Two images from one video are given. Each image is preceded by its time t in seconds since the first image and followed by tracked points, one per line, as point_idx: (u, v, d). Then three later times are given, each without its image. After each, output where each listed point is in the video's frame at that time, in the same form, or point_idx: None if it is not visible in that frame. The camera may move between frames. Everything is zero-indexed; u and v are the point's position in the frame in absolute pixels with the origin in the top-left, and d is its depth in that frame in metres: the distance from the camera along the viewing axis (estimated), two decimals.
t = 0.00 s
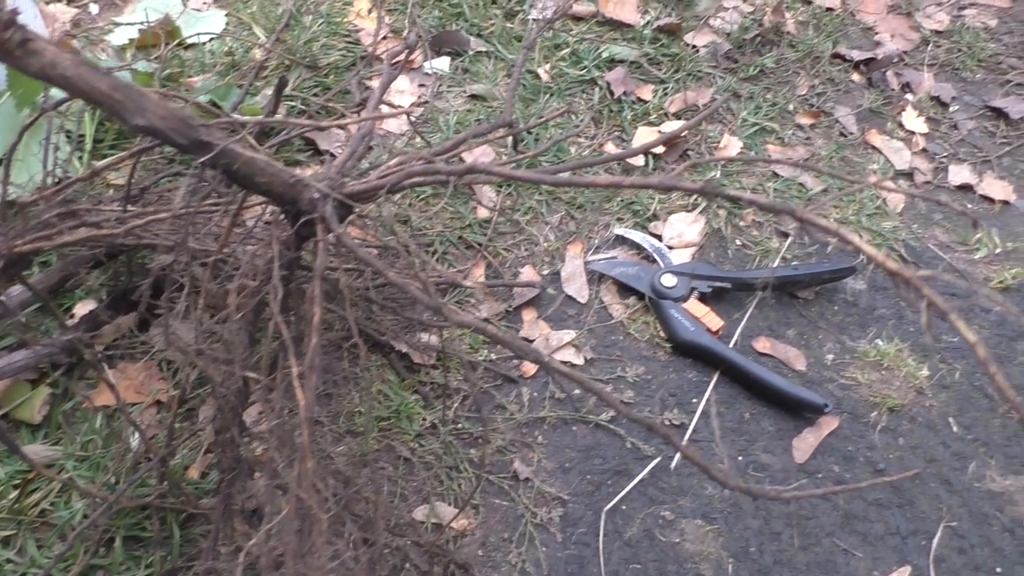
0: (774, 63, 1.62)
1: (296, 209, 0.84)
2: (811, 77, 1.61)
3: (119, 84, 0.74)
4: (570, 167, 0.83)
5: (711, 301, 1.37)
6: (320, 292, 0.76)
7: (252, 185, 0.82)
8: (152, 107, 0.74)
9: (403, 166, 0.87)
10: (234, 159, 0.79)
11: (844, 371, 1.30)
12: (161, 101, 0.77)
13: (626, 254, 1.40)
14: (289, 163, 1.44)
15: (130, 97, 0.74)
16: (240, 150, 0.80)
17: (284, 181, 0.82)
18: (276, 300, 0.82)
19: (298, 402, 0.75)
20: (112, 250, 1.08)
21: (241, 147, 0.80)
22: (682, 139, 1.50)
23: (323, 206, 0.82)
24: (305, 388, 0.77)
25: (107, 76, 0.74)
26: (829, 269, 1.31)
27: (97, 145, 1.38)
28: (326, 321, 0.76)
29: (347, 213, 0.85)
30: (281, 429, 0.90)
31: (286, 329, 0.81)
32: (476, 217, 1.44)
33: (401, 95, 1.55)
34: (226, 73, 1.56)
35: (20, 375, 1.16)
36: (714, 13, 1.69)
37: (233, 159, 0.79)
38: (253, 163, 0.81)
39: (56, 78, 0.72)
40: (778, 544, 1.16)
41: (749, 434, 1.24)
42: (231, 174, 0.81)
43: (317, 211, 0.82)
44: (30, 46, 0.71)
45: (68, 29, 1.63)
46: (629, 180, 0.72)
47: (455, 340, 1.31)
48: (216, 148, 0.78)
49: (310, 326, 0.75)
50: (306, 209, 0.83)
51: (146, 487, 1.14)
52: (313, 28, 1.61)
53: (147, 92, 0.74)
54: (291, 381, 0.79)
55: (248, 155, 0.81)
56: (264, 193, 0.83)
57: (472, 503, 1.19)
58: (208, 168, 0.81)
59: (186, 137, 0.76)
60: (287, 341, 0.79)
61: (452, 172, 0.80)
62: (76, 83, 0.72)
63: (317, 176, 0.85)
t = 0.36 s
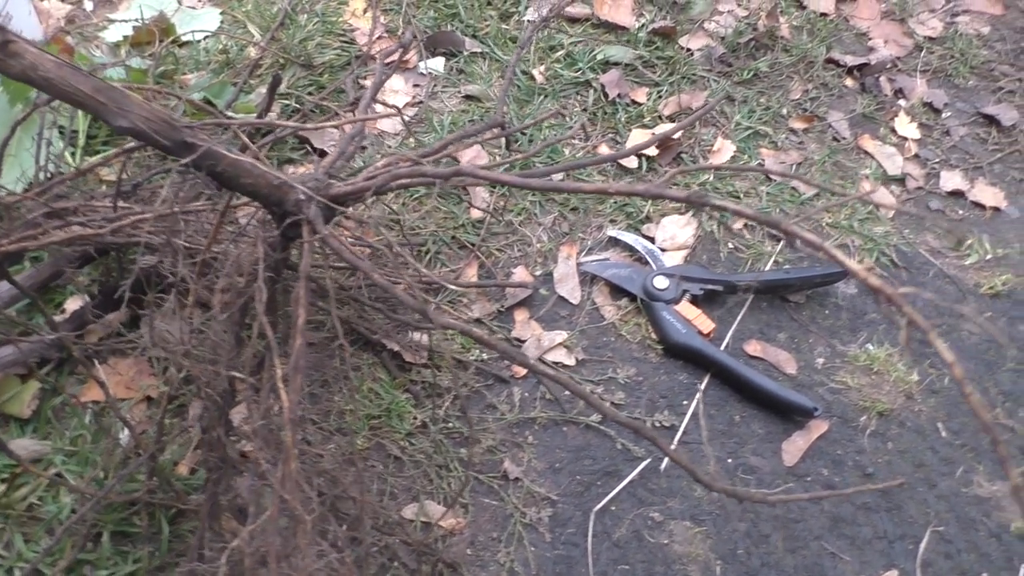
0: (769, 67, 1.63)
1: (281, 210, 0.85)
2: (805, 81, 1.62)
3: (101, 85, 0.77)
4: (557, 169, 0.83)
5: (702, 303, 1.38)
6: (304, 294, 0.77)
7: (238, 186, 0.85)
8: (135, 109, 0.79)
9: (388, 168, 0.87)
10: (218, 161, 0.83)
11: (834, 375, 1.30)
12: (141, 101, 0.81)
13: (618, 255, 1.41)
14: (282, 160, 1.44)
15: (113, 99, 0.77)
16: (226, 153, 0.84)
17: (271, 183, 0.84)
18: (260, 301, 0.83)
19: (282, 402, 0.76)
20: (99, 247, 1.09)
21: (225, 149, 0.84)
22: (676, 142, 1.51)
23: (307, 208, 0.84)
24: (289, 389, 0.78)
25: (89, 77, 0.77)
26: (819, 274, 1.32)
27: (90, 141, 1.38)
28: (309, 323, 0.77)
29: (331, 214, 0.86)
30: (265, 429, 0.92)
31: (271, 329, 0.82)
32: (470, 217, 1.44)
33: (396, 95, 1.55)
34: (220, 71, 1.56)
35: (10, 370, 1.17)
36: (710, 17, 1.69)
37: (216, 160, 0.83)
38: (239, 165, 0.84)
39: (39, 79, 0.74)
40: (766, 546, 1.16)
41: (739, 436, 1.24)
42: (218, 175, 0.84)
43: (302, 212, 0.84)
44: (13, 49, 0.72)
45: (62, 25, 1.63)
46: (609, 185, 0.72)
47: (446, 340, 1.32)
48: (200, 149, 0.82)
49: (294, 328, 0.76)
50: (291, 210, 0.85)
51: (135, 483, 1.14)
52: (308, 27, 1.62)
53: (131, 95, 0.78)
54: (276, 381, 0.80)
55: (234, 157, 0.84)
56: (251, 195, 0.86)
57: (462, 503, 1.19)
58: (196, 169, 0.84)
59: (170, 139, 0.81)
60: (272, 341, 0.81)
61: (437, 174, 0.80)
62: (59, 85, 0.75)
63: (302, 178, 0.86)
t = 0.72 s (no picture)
0: (764, 69, 1.64)
1: (268, 202, 0.85)
2: (800, 84, 1.63)
3: (83, 79, 0.75)
4: (546, 163, 0.82)
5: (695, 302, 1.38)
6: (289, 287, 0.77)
7: (223, 179, 0.83)
8: (118, 102, 0.77)
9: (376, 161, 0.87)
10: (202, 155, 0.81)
11: (825, 375, 1.31)
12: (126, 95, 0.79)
13: (612, 254, 1.41)
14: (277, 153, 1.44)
15: (95, 92, 0.76)
16: (210, 145, 0.81)
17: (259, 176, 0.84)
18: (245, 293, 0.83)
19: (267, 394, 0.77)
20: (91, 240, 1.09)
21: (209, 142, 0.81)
22: (671, 142, 1.52)
23: (294, 200, 0.83)
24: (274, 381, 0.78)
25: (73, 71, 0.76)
26: (812, 275, 1.32)
27: (85, 131, 1.39)
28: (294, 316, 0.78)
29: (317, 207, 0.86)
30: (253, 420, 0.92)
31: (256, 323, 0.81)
32: (464, 213, 1.45)
33: (392, 91, 1.55)
34: (216, 64, 1.57)
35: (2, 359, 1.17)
36: (706, 19, 1.70)
37: (201, 153, 0.81)
38: (223, 157, 0.82)
39: (20, 72, 0.74)
40: (754, 545, 1.17)
41: (730, 435, 1.25)
42: (203, 168, 0.82)
43: (289, 204, 0.83)
44: None
45: (57, 15, 1.63)
46: (596, 179, 0.71)
47: (439, 336, 1.32)
48: (184, 142, 0.80)
49: (279, 320, 0.77)
50: (278, 203, 0.84)
51: (125, 473, 1.14)
52: (305, 22, 1.63)
53: (113, 87, 0.76)
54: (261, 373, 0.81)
55: (219, 150, 0.82)
56: (236, 187, 0.84)
57: (452, 498, 1.19)
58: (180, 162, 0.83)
59: (154, 132, 0.79)
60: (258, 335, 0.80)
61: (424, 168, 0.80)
62: (40, 79, 0.74)
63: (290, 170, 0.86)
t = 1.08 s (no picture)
0: (764, 71, 1.64)
1: (255, 191, 0.83)
2: (800, 86, 1.63)
3: (70, 68, 0.77)
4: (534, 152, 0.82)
5: (690, 301, 1.39)
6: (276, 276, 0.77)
7: (211, 169, 0.83)
8: (104, 92, 0.78)
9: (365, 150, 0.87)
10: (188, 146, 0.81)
11: (819, 376, 1.31)
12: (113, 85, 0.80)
13: (609, 252, 1.42)
14: (276, 143, 1.44)
15: (81, 82, 0.77)
16: (197, 136, 0.82)
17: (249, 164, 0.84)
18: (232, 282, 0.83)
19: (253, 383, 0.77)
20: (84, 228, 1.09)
21: (196, 132, 0.82)
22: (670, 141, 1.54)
23: (282, 190, 0.82)
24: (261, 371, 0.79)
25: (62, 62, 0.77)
26: (806, 276, 1.32)
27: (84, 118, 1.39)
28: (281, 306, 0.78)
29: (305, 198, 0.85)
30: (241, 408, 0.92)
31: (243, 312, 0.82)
32: (462, 208, 1.45)
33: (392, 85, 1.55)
34: (217, 54, 1.58)
35: None
36: (707, 19, 1.71)
37: (186, 143, 0.81)
38: (210, 148, 0.82)
39: (8, 62, 0.75)
40: (745, 544, 1.17)
41: (722, 434, 1.25)
42: (190, 157, 0.83)
43: (277, 194, 0.82)
44: None
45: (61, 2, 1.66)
46: (582, 168, 0.70)
47: (434, 330, 1.32)
48: (169, 131, 0.80)
49: (266, 310, 0.77)
50: (265, 193, 0.83)
51: (118, 460, 1.14)
52: (307, 14, 1.63)
53: (98, 77, 0.77)
54: (249, 362, 0.81)
55: (206, 140, 0.82)
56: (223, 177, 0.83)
57: (444, 491, 1.19)
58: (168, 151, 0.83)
59: (140, 122, 0.80)
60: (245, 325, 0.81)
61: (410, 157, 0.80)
62: (25, 68, 0.76)
63: (278, 160, 0.85)
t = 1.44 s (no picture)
0: (757, 69, 1.65)
1: (235, 189, 0.82)
2: (793, 84, 1.64)
3: (42, 69, 0.74)
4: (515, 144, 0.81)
5: (683, 298, 1.39)
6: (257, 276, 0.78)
7: (189, 169, 0.81)
8: (76, 93, 0.75)
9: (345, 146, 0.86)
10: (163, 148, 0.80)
11: (810, 373, 1.32)
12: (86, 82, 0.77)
13: (602, 249, 1.42)
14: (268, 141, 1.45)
15: (54, 83, 0.74)
16: (172, 135, 0.79)
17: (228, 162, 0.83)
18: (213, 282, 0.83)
19: (236, 384, 0.79)
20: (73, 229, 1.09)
21: (172, 131, 0.80)
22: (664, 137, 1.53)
23: (262, 188, 0.81)
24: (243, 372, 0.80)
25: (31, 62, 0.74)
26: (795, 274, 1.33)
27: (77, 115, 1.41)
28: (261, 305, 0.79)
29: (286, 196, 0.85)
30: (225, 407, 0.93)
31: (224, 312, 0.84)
32: (454, 205, 1.45)
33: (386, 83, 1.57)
34: (210, 51, 1.58)
35: None
36: (701, 17, 1.71)
37: (162, 143, 0.79)
38: (187, 146, 0.80)
39: None
40: (737, 540, 1.17)
41: (714, 430, 1.25)
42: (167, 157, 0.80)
43: (257, 191, 0.80)
44: None
45: None
46: (557, 158, 0.70)
47: (427, 327, 1.32)
48: (145, 131, 0.78)
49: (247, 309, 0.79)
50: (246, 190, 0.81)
51: (110, 459, 1.14)
52: (300, 11, 1.63)
53: (71, 78, 0.74)
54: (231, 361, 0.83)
55: (182, 140, 0.80)
56: (202, 176, 0.82)
57: (437, 488, 1.19)
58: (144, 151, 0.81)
59: (115, 123, 0.77)
60: (226, 324, 0.82)
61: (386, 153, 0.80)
62: None
63: (256, 157, 0.84)
